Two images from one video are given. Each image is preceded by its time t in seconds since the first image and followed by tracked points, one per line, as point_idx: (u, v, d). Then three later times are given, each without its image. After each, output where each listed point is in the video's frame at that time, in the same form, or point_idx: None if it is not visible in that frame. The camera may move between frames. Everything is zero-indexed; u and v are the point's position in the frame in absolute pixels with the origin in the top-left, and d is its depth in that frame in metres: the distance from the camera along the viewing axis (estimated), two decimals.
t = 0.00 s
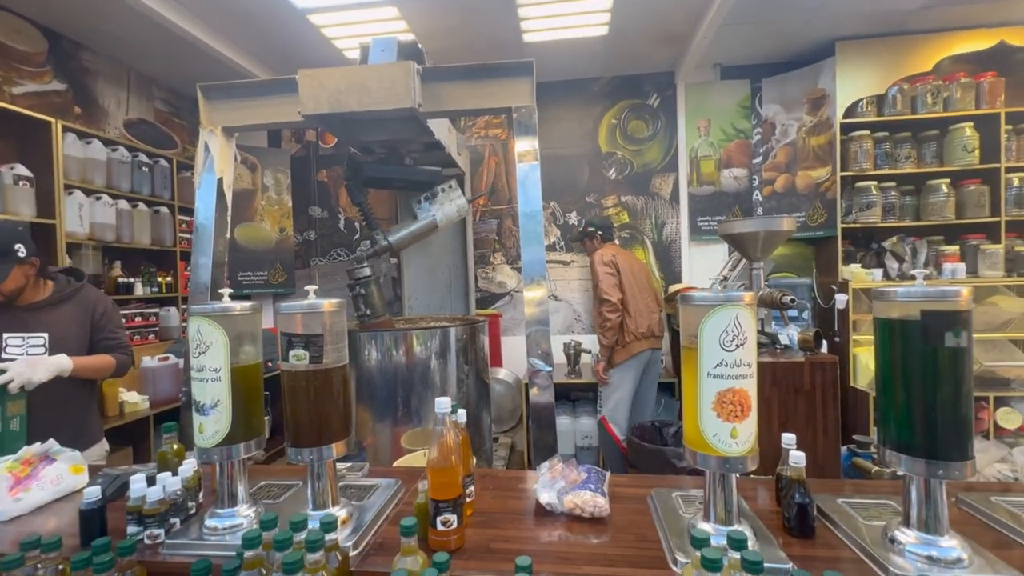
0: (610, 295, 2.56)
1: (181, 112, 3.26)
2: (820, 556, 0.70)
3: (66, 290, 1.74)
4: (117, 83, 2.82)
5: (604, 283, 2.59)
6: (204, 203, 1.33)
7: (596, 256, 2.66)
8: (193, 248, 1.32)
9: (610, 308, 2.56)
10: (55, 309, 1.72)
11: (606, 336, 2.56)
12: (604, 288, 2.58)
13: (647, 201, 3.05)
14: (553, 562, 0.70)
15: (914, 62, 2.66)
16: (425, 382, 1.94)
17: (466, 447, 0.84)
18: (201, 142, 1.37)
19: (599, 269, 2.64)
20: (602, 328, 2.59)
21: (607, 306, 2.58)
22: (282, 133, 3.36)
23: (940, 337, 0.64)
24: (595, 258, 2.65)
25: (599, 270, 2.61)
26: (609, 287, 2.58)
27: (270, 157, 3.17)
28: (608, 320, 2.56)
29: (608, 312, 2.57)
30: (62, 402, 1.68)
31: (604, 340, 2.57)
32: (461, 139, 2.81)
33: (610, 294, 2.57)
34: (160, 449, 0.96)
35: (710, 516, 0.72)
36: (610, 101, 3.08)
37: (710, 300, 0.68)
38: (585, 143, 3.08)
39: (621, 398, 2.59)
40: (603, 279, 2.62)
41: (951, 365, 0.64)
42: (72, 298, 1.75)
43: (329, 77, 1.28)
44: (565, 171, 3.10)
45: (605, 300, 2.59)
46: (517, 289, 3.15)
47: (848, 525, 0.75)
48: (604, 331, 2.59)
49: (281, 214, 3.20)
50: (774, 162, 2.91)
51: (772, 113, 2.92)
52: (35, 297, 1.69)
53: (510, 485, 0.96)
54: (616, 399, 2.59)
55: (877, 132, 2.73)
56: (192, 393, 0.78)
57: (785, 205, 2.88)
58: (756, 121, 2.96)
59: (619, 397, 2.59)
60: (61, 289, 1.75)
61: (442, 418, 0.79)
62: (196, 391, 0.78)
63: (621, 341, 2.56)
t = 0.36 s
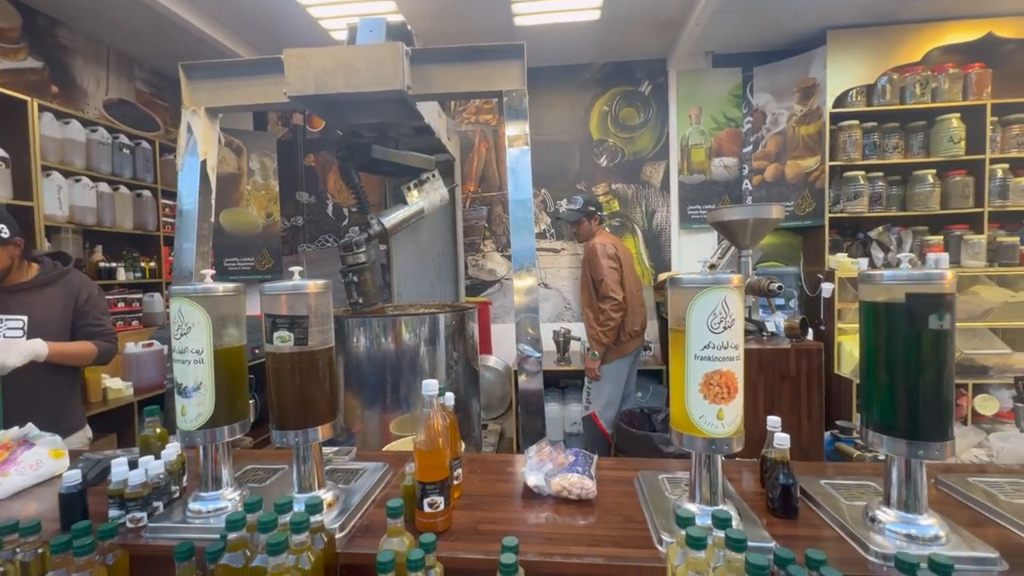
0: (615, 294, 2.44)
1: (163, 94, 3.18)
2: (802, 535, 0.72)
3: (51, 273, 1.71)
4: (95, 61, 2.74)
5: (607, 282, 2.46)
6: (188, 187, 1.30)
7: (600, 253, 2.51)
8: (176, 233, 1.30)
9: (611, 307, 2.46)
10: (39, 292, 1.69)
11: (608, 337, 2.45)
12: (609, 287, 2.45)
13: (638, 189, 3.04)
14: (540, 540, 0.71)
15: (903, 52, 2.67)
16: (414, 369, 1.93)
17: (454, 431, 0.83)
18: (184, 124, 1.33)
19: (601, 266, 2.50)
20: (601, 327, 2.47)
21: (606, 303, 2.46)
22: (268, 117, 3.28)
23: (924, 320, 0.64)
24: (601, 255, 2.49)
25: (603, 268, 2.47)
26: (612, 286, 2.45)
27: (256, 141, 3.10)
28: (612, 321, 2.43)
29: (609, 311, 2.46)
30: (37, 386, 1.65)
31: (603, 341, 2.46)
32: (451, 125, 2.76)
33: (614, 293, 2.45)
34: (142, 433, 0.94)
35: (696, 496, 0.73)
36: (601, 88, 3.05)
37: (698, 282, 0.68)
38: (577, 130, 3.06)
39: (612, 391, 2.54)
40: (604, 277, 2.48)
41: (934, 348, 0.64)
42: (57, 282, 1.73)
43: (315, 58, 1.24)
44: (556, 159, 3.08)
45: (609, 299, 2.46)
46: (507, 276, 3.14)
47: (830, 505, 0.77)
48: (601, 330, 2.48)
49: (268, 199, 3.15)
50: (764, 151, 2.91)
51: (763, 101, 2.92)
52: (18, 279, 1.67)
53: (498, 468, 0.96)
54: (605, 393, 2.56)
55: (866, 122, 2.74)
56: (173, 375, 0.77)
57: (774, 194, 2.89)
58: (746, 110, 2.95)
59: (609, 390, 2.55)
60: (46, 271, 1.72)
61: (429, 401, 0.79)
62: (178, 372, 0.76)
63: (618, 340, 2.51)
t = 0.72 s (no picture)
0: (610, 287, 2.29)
1: (134, 68, 3.06)
2: (775, 507, 0.73)
3: (49, 258, 1.69)
4: (59, 32, 2.61)
5: (604, 273, 2.28)
6: (158, 165, 1.24)
7: (598, 242, 2.31)
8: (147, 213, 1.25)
9: (604, 299, 2.29)
10: (33, 276, 1.67)
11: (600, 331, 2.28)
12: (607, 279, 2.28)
13: (623, 174, 3.03)
14: (517, 516, 0.71)
15: (885, 40, 2.68)
16: (396, 351, 1.91)
17: (432, 409, 0.82)
18: (154, 97, 1.27)
19: (598, 256, 2.31)
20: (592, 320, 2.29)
21: (598, 295, 2.30)
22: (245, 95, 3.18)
23: (898, 295, 0.65)
24: (601, 246, 2.31)
25: (601, 258, 2.29)
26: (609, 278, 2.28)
27: (232, 120, 3.01)
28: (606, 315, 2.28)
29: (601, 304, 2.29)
30: None
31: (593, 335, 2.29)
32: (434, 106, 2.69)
33: (608, 285, 2.30)
34: (109, 413, 0.91)
35: (673, 471, 0.73)
36: (587, 70, 3.02)
37: (678, 257, 0.67)
38: (562, 113, 3.03)
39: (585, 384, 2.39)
40: (600, 267, 2.30)
41: (907, 323, 0.65)
42: (50, 268, 1.69)
43: (292, 30, 1.19)
44: (541, 142, 3.05)
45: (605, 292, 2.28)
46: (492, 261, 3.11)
47: (804, 479, 0.78)
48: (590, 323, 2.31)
49: (246, 179, 3.06)
50: (748, 137, 2.92)
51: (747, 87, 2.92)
52: (17, 260, 1.67)
53: (477, 447, 0.95)
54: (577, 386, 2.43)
55: (848, 109, 2.76)
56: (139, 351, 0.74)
57: (756, 179, 2.91)
58: (731, 95, 2.95)
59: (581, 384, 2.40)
60: (44, 256, 1.70)
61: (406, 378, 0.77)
62: (145, 349, 0.74)
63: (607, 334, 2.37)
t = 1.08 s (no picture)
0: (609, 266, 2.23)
1: (96, 40, 2.91)
2: (750, 481, 0.72)
3: (28, 241, 1.66)
4: None
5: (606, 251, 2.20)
6: (118, 140, 1.15)
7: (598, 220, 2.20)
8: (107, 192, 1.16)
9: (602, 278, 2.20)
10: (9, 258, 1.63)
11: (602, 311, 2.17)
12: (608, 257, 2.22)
13: (605, 157, 3.01)
14: (491, 493, 0.69)
15: (866, 25, 2.69)
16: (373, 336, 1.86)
17: (404, 386, 0.80)
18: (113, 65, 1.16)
19: (598, 233, 2.21)
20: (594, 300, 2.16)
21: (597, 273, 2.19)
22: (215, 70, 3.05)
23: (876, 267, 0.64)
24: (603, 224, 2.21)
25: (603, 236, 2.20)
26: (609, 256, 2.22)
27: (202, 97, 2.89)
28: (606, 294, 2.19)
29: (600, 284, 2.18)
30: None
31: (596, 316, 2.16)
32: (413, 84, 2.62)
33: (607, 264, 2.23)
34: (62, 393, 0.87)
35: (649, 447, 0.72)
36: (569, 51, 2.97)
37: (659, 229, 0.65)
38: (545, 94, 2.98)
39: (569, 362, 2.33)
40: (600, 246, 2.20)
41: (884, 295, 0.65)
42: (28, 251, 1.65)
43: None
44: (523, 124, 3.00)
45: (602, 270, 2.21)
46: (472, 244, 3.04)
47: (779, 454, 0.78)
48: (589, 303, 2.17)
49: (217, 159, 2.95)
50: (729, 122, 2.92)
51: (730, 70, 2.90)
52: None
53: (452, 427, 0.93)
54: (562, 366, 2.33)
55: (827, 94, 2.78)
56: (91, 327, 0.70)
57: (738, 164, 2.92)
58: (713, 79, 2.93)
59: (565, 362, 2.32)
60: (22, 239, 1.66)
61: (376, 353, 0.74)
62: (97, 324, 0.70)
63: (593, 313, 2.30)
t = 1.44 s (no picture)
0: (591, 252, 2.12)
1: (43, 11, 2.71)
2: (726, 470, 0.70)
3: None
4: None
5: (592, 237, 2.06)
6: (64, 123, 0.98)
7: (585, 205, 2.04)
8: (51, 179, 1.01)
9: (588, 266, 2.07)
10: None
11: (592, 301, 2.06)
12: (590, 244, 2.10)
13: (583, 143, 2.97)
14: (457, 488, 0.65)
15: (839, 13, 2.71)
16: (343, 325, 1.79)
17: (364, 375, 0.75)
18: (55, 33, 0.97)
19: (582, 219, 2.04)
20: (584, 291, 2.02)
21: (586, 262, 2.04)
22: (175, 46, 2.88)
23: (856, 247, 0.62)
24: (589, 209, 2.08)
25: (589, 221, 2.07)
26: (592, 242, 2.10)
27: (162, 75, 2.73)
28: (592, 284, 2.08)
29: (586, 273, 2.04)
30: None
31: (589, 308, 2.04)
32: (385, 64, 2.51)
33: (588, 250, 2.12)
34: None
35: (623, 436, 0.69)
36: (547, 33, 2.90)
37: (634, 206, 0.62)
38: (522, 77, 2.92)
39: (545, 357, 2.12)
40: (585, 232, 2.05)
41: (864, 276, 0.63)
42: None
43: None
44: (500, 108, 2.93)
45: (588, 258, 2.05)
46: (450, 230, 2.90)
47: (754, 441, 0.76)
48: (579, 295, 2.01)
49: (179, 141, 2.81)
50: (707, 108, 2.91)
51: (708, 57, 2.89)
52: None
53: (419, 419, 0.89)
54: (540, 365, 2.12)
55: (804, 82, 2.78)
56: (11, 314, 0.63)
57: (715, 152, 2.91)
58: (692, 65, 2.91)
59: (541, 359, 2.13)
60: None
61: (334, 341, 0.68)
62: (19, 311, 0.63)
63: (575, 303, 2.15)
